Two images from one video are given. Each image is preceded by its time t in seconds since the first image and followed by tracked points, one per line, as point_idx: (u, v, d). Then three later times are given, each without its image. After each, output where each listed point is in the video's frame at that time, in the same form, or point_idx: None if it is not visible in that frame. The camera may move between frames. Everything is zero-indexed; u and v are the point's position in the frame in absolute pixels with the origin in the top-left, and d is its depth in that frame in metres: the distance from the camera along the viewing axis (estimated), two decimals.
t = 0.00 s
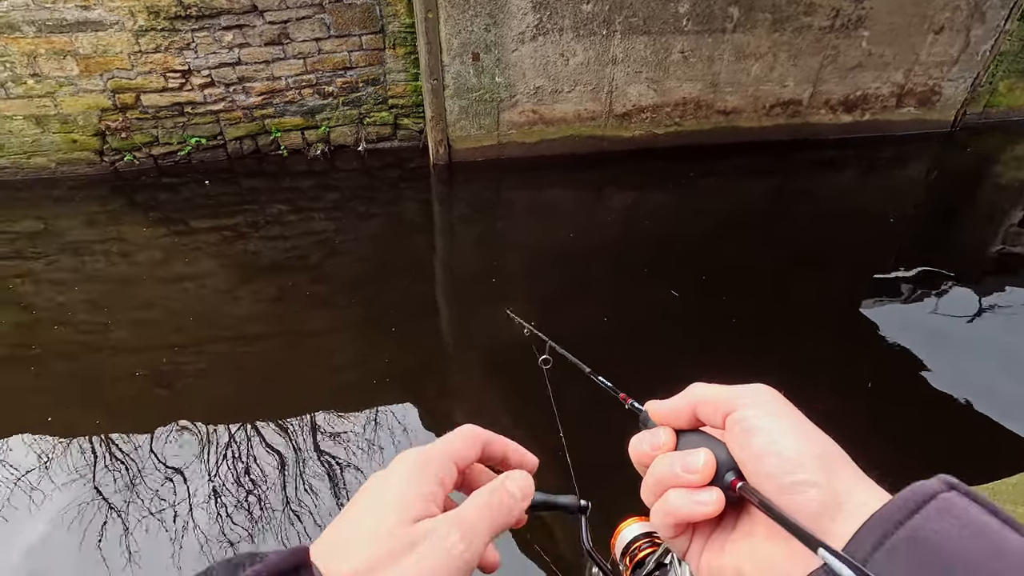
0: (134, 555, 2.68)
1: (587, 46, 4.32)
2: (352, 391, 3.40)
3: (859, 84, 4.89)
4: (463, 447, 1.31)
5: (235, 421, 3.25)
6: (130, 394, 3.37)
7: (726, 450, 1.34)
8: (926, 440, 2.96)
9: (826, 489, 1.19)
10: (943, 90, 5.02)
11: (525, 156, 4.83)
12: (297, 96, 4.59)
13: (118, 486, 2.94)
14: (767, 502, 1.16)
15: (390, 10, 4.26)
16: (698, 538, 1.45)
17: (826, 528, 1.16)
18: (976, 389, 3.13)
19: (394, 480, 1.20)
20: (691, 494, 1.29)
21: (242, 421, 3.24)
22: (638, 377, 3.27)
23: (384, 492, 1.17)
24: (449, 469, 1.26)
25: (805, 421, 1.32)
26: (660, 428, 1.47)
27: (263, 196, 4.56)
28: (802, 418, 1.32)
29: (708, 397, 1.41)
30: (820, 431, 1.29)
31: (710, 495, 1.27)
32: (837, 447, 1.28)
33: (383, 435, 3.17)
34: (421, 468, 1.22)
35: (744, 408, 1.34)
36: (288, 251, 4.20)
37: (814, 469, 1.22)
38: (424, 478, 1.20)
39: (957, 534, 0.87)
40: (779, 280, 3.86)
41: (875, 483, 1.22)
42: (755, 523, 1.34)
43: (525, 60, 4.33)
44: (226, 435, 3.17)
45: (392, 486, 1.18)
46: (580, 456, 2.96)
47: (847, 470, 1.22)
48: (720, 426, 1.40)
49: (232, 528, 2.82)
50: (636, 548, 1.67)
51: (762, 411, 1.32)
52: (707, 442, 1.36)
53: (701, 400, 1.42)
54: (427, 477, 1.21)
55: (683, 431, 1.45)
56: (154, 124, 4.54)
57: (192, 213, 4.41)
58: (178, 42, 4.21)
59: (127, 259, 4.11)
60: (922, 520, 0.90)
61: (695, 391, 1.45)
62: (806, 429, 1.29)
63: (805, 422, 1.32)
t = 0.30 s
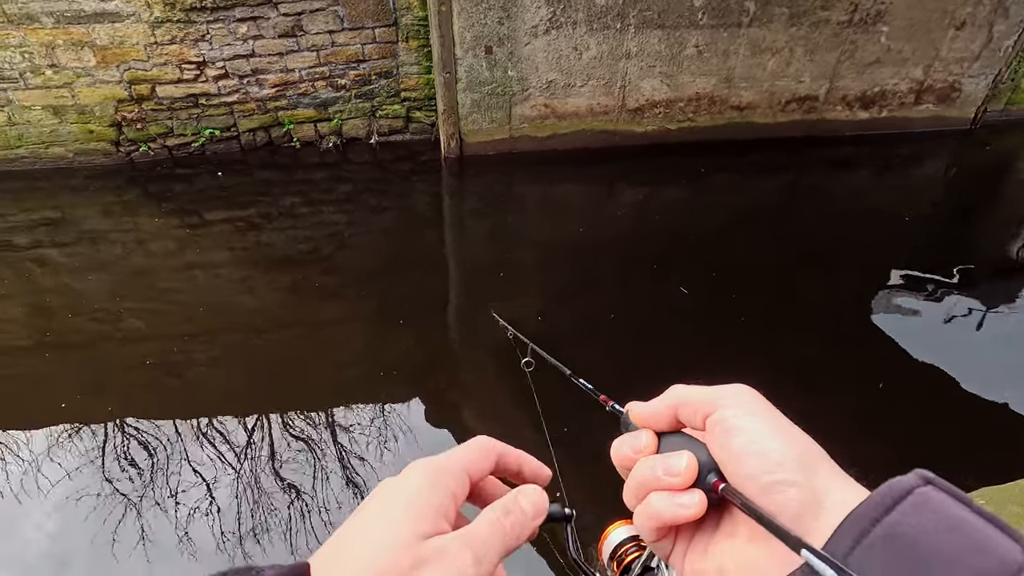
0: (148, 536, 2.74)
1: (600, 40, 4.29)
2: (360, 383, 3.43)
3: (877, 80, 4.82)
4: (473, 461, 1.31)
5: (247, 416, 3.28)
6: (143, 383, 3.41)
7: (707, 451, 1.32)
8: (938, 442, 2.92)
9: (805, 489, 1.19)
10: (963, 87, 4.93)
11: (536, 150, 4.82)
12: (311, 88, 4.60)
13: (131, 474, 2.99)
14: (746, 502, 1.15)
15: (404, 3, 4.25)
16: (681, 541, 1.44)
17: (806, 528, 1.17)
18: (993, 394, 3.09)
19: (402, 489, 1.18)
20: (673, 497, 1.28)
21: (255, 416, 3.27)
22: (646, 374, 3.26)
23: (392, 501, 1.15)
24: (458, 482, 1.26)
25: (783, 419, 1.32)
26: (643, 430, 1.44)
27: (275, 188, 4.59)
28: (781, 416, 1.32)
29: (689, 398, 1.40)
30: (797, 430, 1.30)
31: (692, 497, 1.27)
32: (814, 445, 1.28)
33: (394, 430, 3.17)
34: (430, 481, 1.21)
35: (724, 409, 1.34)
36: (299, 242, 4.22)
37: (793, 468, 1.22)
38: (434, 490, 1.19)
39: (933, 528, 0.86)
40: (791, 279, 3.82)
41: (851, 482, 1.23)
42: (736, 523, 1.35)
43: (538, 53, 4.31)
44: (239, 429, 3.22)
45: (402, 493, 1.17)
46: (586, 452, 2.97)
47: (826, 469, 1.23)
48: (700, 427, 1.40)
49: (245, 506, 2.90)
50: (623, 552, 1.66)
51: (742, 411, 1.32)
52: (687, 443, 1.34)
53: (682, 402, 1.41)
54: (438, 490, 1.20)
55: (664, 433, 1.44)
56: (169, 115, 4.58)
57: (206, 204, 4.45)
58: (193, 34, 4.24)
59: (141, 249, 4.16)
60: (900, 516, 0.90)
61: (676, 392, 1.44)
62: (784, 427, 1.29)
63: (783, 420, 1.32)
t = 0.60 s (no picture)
0: (155, 534, 2.75)
1: (611, 36, 4.29)
2: (370, 378, 3.45)
3: (888, 78, 4.81)
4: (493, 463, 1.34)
5: (257, 407, 3.29)
6: (155, 377, 3.44)
7: (714, 431, 1.35)
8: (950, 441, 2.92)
9: (816, 463, 1.20)
10: (975, 85, 4.92)
11: (546, 147, 4.83)
12: (321, 84, 4.62)
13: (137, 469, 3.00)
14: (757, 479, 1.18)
15: None
16: (689, 523, 1.46)
17: (818, 501, 1.16)
18: (1006, 392, 3.08)
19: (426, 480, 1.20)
20: (681, 477, 1.30)
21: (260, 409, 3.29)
22: (655, 372, 3.27)
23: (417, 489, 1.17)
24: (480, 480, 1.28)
25: (792, 397, 1.33)
26: (646, 413, 1.47)
27: (286, 183, 4.62)
28: (791, 395, 1.33)
29: (694, 379, 1.43)
30: (807, 407, 1.30)
31: (701, 477, 1.28)
32: (825, 422, 1.28)
33: (399, 428, 3.17)
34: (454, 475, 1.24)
35: (730, 389, 1.36)
36: (309, 238, 4.25)
37: (803, 445, 1.23)
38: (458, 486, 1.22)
39: (945, 502, 0.90)
40: (799, 277, 3.83)
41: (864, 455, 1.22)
42: (744, 504, 1.36)
43: (549, 50, 4.31)
44: (247, 420, 3.24)
45: (427, 484, 1.19)
46: (596, 448, 2.98)
47: (836, 444, 1.23)
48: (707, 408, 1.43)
49: (250, 508, 2.88)
50: (631, 535, 1.69)
51: (749, 390, 1.34)
52: (695, 425, 1.36)
53: (686, 381, 1.44)
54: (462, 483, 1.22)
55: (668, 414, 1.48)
56: (180, 111, 4.61)
57: (216, 200, 4.48)
58: (205, 30, 4.26)
59: (153, 244, 4.19)
60: (912, 490, 0.93)
61: (679, 374, 1.48)
62: (794, 405, 1.30)
63: (793, 399, 1.34)
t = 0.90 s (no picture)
0: (158, 530, 2.73)
1: (617, 36, 4.31)
2: (377, 378, 3.46)
3: (891, 78, 4.84)
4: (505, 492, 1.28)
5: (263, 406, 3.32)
6: (162, 376, 3.45)
7: (736, 436, 1.31)
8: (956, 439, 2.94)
9: (852, 475, 1.18)
10: (976, 85, 4.95)
11: (551, 147, 4.85)
12: (327, 84, 4.63)
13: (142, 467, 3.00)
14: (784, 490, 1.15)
15: None
16: (708, 528, 1.44)
17: (856, 517, 1.16)
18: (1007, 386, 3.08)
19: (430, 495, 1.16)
20: (701, 485, 1.27)
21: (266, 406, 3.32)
22: (663, 371, 3.28)
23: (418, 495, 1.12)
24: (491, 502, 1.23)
25: (820, 400, 1.32)
26: (658, 412, 1.44)
27: (291, 183, 4.63)
28: (817, 398, 1.31)
29: (715, 380, 1.41)
30: (836, 411, 1.29)
31: (722, 485, 1.26)
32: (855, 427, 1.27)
33: (399, 422, 3.20)
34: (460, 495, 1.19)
35: (755, 393, 1.33)
36: (314, 238, 4.26)
37: (836, 456, 1.21)
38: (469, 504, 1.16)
39: (987, 522, 0.80)
40: (803, 276, 3.85)
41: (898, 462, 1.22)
42: (768, 513, 1.33)
43: (555, 50, 4.34)
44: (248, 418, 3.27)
45: (443, 496, 1.13)
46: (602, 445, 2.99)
47: (869, 453, 1.22)
48: (726, 409, 1.41)
49: (253, 504, 2.88)
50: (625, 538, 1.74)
51: (776, 395, 1.32)
52: (712, 428, 1.33)
53: (703, 382, 1.42)
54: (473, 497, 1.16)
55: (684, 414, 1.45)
56: (186, 111, 4.62)
57: (222, 200, 4.49)
58: (212, 30, 4.27)
59: (159, 244, 4.20)
60: (949, 509, 0.83)
61: (694, 373, 1.45)
62: (822, 410, 1.29)
63: (819, 402, 1.32)
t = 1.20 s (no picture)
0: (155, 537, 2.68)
1: (614, 40, 4.35)
2: (378, 383, 3.46)
3: (885, 80, 4.89)
4: None
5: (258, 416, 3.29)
6: (160, 382, 3.43)
7: (772, 453, 1.34)
8: (952, 435, 2.97)
9: (883, 497, 1.20)
10: (969, 87, 5.02)
11: (549, 150, 4.87)
12: (325, 88, 4.65)
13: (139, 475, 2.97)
14: (817, 508, 1.16)
15: (419, 3, 4.31)
16: (744, 544, 1.45)
17: (884, 536, 1.17)
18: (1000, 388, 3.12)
19: None
20: (734, 500, 1.29)
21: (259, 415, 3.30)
22: (664, 372, 3.29)
23: None
24: None
25: (856, 424, 1.34)
26: (699, 430, 1.48)
27: (289, 187, 4.63)
28: (852, 420, 1.33)
29: (753, 400, 1.43)
30: (871, 435, 1.31)
31: (755, 501, 1.27)
32: (889, 451, 1.29)
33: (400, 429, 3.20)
34: None
35: (791, 412, 1.37)
36: (314, 242, 4.25)
37: (868, 477, 1.23)
38: None
39: None
40: (799, 277, 3.88)
41: (930, 488, 1.24)
42: (803, 529, 1.34)
43: (553, 53, 4.36)
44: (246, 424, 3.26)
45: None
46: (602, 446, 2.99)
47: (902, 477, 1.24)
48: (763, 429, 1.42)
49: (251, 513, 2.81)
50: (673, 551, 1.62)
51: (812, 416, 1.34)
52: (750, 446, 1.35)
53: (742, 403, 1.46)
54: None
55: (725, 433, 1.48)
56: (184, 116, 4.61)
57: (220, 204, 4.48)
58: (210, 34, 4.28)
59: (157, 249, 4.19)
60: (991, 537, 0.86)
61: (734, 394, 1.49)
62: (856, 433, 1.31)
63: (854, 425, 1.34)
